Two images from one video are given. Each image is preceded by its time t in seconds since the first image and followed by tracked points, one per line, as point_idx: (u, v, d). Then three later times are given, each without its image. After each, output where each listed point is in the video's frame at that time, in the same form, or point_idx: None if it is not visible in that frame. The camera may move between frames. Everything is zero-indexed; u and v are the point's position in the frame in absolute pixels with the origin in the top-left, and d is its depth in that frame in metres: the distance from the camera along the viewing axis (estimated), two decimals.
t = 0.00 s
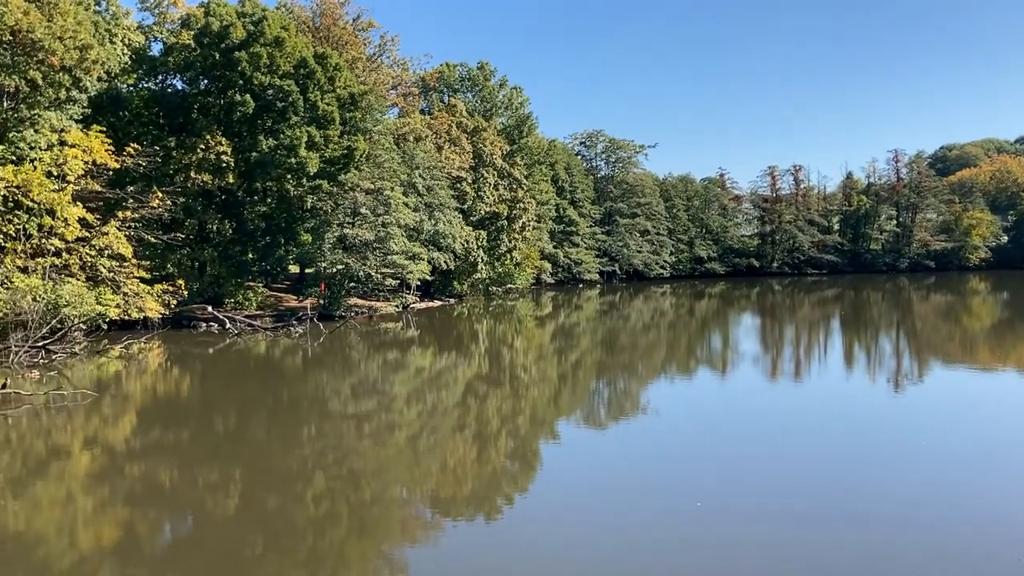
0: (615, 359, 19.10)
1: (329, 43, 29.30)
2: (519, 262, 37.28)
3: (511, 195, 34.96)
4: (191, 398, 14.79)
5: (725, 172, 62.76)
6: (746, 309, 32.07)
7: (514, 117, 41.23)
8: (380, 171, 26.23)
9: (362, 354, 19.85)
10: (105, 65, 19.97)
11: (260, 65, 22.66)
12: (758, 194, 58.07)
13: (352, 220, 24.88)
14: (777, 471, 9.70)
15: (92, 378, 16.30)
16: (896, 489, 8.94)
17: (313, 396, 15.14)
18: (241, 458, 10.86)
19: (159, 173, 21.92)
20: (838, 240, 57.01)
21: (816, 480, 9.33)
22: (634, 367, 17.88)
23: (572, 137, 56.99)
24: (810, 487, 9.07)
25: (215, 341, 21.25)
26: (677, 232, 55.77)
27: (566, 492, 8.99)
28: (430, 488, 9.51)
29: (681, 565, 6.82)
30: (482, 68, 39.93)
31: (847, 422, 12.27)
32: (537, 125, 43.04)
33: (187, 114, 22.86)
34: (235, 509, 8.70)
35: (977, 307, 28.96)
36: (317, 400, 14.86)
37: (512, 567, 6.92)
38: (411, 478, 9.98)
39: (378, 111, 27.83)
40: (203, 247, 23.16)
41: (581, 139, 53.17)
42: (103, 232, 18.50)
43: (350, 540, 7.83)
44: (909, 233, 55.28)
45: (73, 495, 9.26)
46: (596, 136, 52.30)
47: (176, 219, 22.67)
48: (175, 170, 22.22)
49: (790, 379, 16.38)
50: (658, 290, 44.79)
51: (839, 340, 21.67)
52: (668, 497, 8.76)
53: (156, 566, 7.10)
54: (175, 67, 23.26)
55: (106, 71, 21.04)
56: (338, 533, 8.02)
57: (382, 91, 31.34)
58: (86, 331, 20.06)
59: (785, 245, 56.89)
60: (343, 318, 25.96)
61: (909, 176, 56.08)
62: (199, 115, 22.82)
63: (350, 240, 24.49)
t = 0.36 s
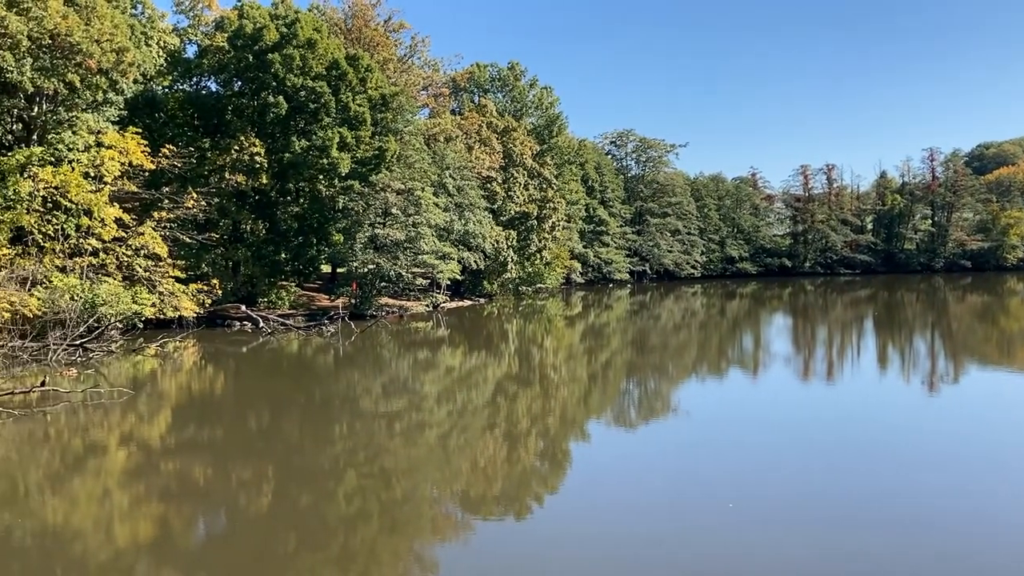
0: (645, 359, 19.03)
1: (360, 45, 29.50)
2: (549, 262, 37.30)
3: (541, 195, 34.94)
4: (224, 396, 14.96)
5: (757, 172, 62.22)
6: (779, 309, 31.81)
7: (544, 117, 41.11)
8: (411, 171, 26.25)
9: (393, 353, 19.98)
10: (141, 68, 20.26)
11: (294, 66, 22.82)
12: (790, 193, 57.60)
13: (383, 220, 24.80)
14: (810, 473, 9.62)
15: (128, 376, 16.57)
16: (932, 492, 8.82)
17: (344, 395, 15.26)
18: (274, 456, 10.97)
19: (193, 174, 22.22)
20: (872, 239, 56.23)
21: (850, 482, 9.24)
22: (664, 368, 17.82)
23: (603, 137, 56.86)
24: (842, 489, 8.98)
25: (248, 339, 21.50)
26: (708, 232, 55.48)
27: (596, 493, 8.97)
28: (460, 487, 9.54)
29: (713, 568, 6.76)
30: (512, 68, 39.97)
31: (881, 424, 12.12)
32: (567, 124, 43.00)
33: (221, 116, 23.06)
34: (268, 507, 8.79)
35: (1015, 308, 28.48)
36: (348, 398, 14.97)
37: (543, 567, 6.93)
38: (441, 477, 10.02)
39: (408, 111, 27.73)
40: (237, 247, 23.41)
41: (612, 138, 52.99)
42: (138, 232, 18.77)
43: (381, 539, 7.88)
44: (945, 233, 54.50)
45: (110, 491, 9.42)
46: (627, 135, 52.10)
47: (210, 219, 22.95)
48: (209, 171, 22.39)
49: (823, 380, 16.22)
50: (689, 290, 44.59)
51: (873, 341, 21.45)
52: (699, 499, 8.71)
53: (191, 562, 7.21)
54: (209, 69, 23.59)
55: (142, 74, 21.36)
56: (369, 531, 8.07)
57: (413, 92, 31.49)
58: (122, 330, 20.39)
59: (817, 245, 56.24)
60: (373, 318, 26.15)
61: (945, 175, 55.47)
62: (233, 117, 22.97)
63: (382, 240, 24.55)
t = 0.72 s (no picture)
0: (664, 362, 18.95)
1: (380, 47, 29.59)
2: (567, 264, 37.27)
3: (560, 197, 34.89)
4: (245, 396, 15.04)
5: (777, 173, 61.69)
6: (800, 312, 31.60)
7: (564, 118, 41.22)
8: (430, 174, 26.09)
9: (412, 355, 20.03)
10: (164, 71, 20.46)
11: (314, 69, 22.91)
12: (811, 196, 57.27)
13: (403, 221, 24.99)
14: (832, 476, 9.56)
15: (149, 376, 16.70)
16: (957, 496, 8.72)
17: (363, 396, 15.30)
18: (294, 457, 11.02)
19: (215, 176, 22.44)
20: (893, 241, 55.91)
21: (871, 485, 9.17)
22: (684, 370, 17.81)
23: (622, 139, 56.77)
24: (862, 492, 8.94)
25: (269, 340, 21.61)
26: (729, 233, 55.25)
27: (615, 496, 8.96)
28: (479, 489, 9.55)
29: (735, 571, 6.71)
30: (532, 70, 39.95)
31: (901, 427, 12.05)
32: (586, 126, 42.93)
33: (242, 118, 23.22)
34: (288, 507, 8.83)
35: None
36: (368, 399, 15.02)
37: (561, 568, 6.94)
38: (460, 478, 10.03)
39: (427, 113, 27.71)
40: (257, 249, 23.51)
41: (631, 140, 52.80)
42: (160, 234, 18.93)
43: (400, 539, 7.90)
44: (969, 235, 53.91)
45: (131, 491, 9.49)
46: (647, 137, 51.91)
47: (231, 221, 23.13)
48: (230, 173, 22.73)
49: (845, 383, 16.10)
50: (709, 292, 44.38)
51: (895, 344, 21.29)
52: (719, 502, 8.68)
53: (212, 560, 7.26)
54: (230, 72, 23.79)
55: (164, 77, 21.55)
56: (388, 532, 8.09)
57: (432, 94, 31.56)
58: (144, 331, 20.56)
59: (838, 247, 55.95)
60: (392, 319, 26.25)
61: (968, 176, 54.74)
62: (253, 119, 23.13)
63: (401, 241, 24.59)
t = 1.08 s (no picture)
0: (667, 366, 18.93)
1: (384, 50, 29.64)
2: (571, 267, 37.29)
3: (563, 200, 34.88)
4: (248, 399, 15.05)
5: (781, 176, 61.78)
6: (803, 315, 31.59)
7: (567, 122, 41.30)
8: (435, 176, 26.14)
9: (415, 357, 20.03)
10: (168, 73, 20.51)
11: (318, 72, 22.88)
12: (815, 199, 57.17)
13: (406, 224, 24.86)
14: (836, 480, 9.54)
15: (153, 378, 16.72)
16: (962, 501, 8.69)
17: (367, 399, 15.30)
18: (297, 459, 11.02)
19: (219, 178, 22.54)
20: (897, 245, 55.56)
21: (876, 490, 9.17)
22: (688, 373, 17.82)
23: (626, 142, 56.80)
24: (863, 496, 8.95)
25: (272, 343, 21.64)
26: (732, 237, 55.41)
27: (618, 499, 8.95)
28: (481, 492, 9.54)
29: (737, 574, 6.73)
30: (535, 73, 39.98)
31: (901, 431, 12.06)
32: (590, 129, 42.93)
33: (246, 121, 23.25)
34: (291, 509, 8.85)
35: None
36: (371, 402, 15.02)
37: (564, 570, 6.96)
38: (462, 482, 10.03)
39: (431, 116, 27.66)
40: (261, 251, 23.50)
41: (635, 143, 52.78)
42: (164, 236, 18.95)
43: (402, 542, 7.90)
44: (973, 239, 53.91)
45: (134, 493, 9.51)
46: (650, 140, 51.91)
47: (235, 223, 23.11)
48: (235, 176, 22.79)
49: (849, 387, 16.05)
50: (713, 296, 44.37)
51: (898, 348, 21.26)
52: (723, 506, 8.67)
53: (215, 562, 7.27)
54: (234, 74, 23.83)
55: (168, 79, 21.60)
56: (390, 534, 8.09)
57: (436, 97, 31.62)
58: (147, 333, 20.60)
59: (842, 251, 55.80)
60: (395, 322, 26.28)
61: (973, 180, 54.58)
62: (258, 122, 23.14)
63: (404, 244, 24.47)
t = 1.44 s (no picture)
0: (652, 370, 18.96)
1: (370, 54, 29.62)
2: (556, 271, 37.33)
3: (549, 204, 34.90)
4: (231, 403, 14.96)
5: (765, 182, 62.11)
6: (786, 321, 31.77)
7: (553, 127, 41.41)
8: (420, 181, 26.18)
9: (400, 362, 19.98)
10: (152, 75, 20.40)
11: (303, 75, 22.90)
12: (799, 205, 57.61)
13: (391, 228, 25.18)
14: (820, 486, 9.54)
15: (135, 382, 16.58)
16: (945, 506, 8.73)
17: (351, 403, 15.23)
18: (280, 464, 10.96)
19: (204, 181, 22.46)
20: (880, 251, 55.89)
21: (860, 496, 9.17)
22: (672, 378, 17.83)
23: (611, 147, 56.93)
24: (845, 501, 8.98)
25: (256, 347, 21.54)
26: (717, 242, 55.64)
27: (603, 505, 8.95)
28: (466, 497, 9.52)
29: None
30: (522, 78, 40.02)
31: (880, 436, 12.15)
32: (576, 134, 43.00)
33: (231, 124, 23.10)
34: (274, 514, 8.79)
35: None
36: (355, 407, 14.96)
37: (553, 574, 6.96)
38: (447, 487, 10.00)
39: (417, 121, 27.65)
40: (245, 255, 23.39)
41: (621, 148, 52.89)
42: (147, 239, 18.80)
43: (386, 547, 7.86)
44: (954, 246, 54.45)
45: (115, 498, 9.42)
46: (636, 145, 52.04)
47: (219, 226, 23.03)
48: (220, 178, 22.72)
49: (833, 393, 16.13)
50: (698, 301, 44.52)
51: (881, 353, 21.42)
52: (708, 511, 8.64)
53: (197, 567, 7.21)
54: (220, 77, 23.74)
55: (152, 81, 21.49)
56: (374, 539, 8.06)
57: (422, 101, 31.62)
58: (130, 336, 20.45)
59: (825, 256, 56.04)
60: (380, 326, 26.21)
61: (955, 187, 55.10)
62: (243, 125, 23.03)
63: (389, 247, 24.90)
